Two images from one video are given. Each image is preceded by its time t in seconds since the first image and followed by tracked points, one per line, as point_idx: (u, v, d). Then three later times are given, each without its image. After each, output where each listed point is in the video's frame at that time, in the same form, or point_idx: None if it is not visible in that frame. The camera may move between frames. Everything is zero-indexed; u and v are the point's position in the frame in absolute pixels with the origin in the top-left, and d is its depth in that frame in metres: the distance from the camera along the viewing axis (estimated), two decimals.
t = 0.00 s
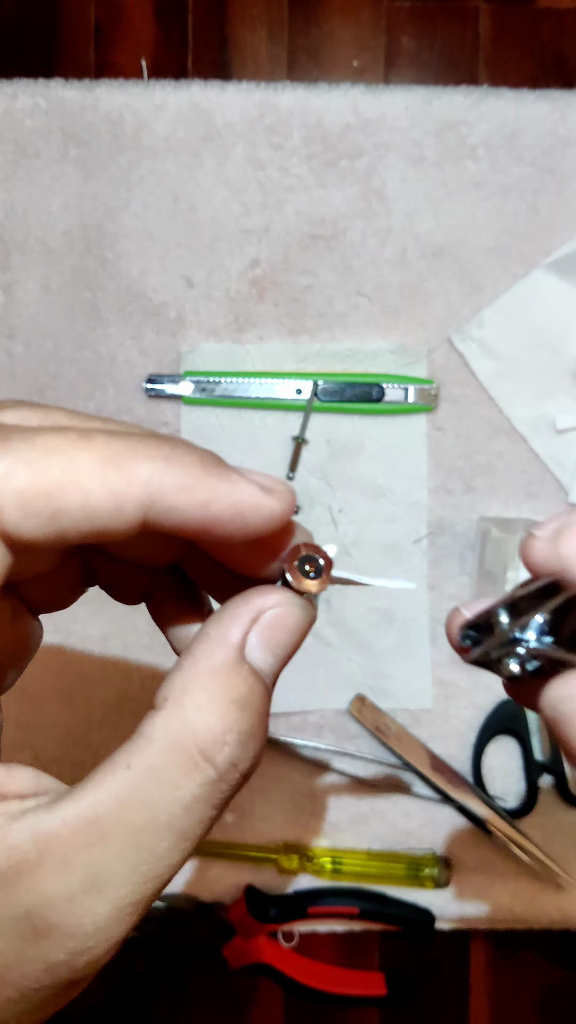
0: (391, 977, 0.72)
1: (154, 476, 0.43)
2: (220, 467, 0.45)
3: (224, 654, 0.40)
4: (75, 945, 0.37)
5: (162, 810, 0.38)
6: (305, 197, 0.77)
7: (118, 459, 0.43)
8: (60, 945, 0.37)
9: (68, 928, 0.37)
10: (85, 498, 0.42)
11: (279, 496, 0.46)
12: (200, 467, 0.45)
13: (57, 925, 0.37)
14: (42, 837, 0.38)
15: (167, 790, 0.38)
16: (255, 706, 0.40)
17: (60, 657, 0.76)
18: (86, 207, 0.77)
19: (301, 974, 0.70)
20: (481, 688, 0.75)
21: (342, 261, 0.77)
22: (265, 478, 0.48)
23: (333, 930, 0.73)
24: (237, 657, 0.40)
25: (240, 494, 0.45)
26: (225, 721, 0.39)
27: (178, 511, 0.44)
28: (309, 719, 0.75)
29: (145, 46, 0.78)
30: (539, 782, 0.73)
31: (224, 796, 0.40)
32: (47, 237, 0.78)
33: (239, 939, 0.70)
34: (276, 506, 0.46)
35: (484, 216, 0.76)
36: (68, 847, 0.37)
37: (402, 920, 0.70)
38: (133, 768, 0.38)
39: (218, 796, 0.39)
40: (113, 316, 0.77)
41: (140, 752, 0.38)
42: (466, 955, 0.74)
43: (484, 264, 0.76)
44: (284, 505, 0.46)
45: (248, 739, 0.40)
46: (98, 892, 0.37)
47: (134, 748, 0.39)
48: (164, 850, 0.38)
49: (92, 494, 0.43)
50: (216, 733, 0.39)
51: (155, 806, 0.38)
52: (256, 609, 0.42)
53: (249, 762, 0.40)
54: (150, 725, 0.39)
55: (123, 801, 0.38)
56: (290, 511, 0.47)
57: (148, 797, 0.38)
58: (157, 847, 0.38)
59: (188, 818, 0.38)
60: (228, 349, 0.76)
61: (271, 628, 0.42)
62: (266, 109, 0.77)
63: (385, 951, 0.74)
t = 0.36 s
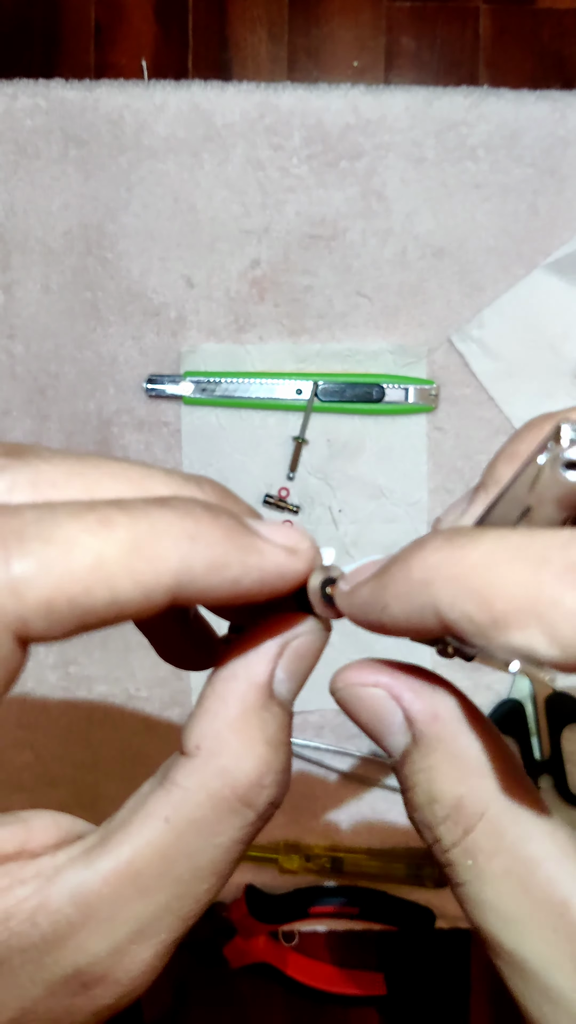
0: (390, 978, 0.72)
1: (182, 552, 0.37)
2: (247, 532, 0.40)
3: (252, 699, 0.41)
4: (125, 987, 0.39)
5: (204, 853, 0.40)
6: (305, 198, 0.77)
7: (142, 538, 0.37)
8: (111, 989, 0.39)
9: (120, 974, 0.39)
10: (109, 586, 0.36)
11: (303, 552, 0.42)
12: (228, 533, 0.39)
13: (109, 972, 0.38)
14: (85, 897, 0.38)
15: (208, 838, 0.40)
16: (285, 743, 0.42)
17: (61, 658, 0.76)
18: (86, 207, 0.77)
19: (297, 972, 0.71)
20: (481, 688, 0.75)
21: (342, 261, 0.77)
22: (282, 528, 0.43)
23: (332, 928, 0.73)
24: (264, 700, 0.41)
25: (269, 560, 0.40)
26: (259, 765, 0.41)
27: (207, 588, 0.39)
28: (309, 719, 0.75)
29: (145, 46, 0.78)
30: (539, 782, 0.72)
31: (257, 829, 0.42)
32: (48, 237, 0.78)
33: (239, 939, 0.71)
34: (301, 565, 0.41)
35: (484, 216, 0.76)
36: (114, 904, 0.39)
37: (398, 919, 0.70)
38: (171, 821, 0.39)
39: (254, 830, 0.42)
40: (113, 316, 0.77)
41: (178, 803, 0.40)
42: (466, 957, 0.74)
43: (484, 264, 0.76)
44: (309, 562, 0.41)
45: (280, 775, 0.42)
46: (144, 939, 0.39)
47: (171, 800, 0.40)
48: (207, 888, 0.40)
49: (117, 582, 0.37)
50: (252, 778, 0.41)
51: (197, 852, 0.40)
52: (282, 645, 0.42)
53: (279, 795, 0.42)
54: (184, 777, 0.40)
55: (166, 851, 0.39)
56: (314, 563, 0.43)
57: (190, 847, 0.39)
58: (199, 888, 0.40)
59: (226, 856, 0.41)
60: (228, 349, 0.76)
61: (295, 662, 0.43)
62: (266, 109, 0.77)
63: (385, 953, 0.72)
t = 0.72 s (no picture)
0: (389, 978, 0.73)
1: (78, 433, 0.41)
2: (145, 417, 0.43)
3: (159, 591, 0.39)
4: (66, 895, 0.38)
5: (129, 752, 0.38)
6: (305, 198, 0.77)
7: (37, 421, 0.41)
8: (52, 896, 0.38)
9: (58, 878, 0.38)
10: (9, 467, 0.40)
11: (206, 437, 0.44)
12: (123, 419, 0.42)
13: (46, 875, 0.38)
14: (18, 803, 0.38)
15: (129, 735, 0.38)
16: (202, 636, 0.39)
17: (57, 654, 0.76)
18: (86, 207, 0.77)
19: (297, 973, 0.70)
20: (481, 688, 0.75)
21: (342, 261, 0.77)
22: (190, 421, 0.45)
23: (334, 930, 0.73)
24: (172, 592, 0.39)
25: (169, 441, 0.42)
26: (172, 657, 0.38)
27: (106, 467, 0.42)
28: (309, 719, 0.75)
29: (145, 46, 0.78)
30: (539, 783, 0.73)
31: (186, 729, 0.39)
32: (48, 237, 0.78)
33: (238, 939, 0.71)
34: (204, 449, 0.43)
35: (483, 217, 0.76)
36: (43, 806, 0.38)
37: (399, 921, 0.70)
38: (90, 719, 0.38)
39: (182, 729, 0.39)
40: (113, 316, 0.77)
41: (95, 701, 0.38)
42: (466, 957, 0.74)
43: (484, 265, 0.76)
44: (211, 444, 0.44)
45: (201, 668, 0.39)
46: (79, 842, 0.38)
47: (88, 697, 0.38)
48: (136, 791, 0.38)
49: (16, 463, 0.40)
50: (165, 668, 0.38)
51: (120, 750, 0.38)
52: (183, 542, 0.41)
53: (207, 694, 0.39)
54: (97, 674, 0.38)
55: (87, 749, 0.38)
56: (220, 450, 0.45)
57: (111, 746, 0.38)
58: (127, 789, 0.38)
59: (155, 758, 0.38)
60: (228, 349, 0.76)
61: (203, 558, 0.41)
62: (266, 109, 0.77)
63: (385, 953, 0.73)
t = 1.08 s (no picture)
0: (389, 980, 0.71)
1: (58, 414, 0.41)
2: (131, 401, 0.43)
3: (131, 578, 0.38)
4: (38, 887, 0.39)
5: (98, 744, 0.37)
6: (305, 197, 0.77)
7: (18, 401, 0.41)
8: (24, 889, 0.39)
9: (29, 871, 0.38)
10: None
11: (194, 424, 0.43)
12: (107, 401, 0.42)
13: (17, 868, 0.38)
14: None
15: (97, 725, 0.37)
16: (176, 627, 0.38)
17: (59, 653, 0.76)
18: (86, 206, 0.77)
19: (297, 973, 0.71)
20: (481, 688, 0.75)
21: (342, 261, 0.77)
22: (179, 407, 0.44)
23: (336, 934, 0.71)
24: (147, 580, 0.38)
25: (153, 424, 0.42)
26: (142, 646, 0.37)
27: (89, 449, 0.42)
28: (309, 719, 0.75)
29: (145, 46, 0.78)
30: (539, 782, 0.73)
31: (160, 721, 0.38)
32: (47, 236, 0.78)
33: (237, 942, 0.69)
34: (190, 436, 0.43)
35: (483, 216, 0.76)
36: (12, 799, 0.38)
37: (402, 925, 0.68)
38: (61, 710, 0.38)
39: (155, 720, 0.38)
40: (113, 316, 0.77)
41: (65, 690, 0.38)
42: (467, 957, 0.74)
43: (484, 264, 0.76)
44: (197, 431, 0.43)
45: (172, 657, 0.38)
46: (48, 833, 0.38)
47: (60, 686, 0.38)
48: (107, 784, 0.38)
49: None
50: (135, 657, 0.37)
51: (90, 742, 0.37)
52: (165, 531, 0.39)
53: (181, 683, 0.38)
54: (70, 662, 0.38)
55: (56, 743, 0.38)
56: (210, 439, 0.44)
57: (78, 736, 0.37)
58: (96, 782, 0.38)
59: (125, 749, 0.38)
60: (227, 348, 0.76)
61: (186, 548, 0.39)
62: (266, 109, 0.77)
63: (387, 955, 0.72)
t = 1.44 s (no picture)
0: (390, 977, 0.71)
1: (95, 430, 0.41)
2: (168, 415, 0.43)
3: (158, 590, 0.38)
4: (63, 904, 0.38)
5: (122, 756, 0.37)
6: (305, 198, 0.77)
7: (55, 415, 0.41)
8: (49, 905, 0.38)
9: (53, 887, 0.38)
10: (27, 463, 0.41)
11: (231, 437, 0.42)
12: (143, 415, 0.42)
13: (41, 885, 0.38)
14: (11, 806, 0.38)
15: (121, 736, 0.37)
16: (200, 636, 0.38)
17: (61, 654, 0.76)
18: (86, 207, 0.77)
19: (298, 974, 0.70)
20: (481, 687, 0.75)
21: (342, 261, 0.77)
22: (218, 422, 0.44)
23: (333, 930, 0.74)
24: (173, 593, 0.38)
25: (190, 438, 0.42)
26: (167, 658, 0.37)
27: (127, 465, 0.42)
28: (310, 719, 0.75)
29: (146, 46, 0.78)
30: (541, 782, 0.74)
31: (183, 732, 0.38)
32: (48, 237, 0.78)
33: (238, 940, 0.71)
34: (226, 451, 0.41)
35: (483, 216, 0.76)
36: (37, 812, 0.37)
37: (402, 920, 0.70)
38: (84, 721, 0.38)
39: (177, 729, 0.38)
40: (113, 316, 0.77)
41: (89, 701, 0.38)
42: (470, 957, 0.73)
43: (484, 264, 0.76)
44: (235, 447, 0.42)
45: (194, 669, 0.38)
46: (73, 848, 0.37)
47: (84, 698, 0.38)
48: (131, 796, 0.38)
49: (34, 457, 0.41)
50: (160, 669, 0.37)
51: (114, 754, 0.37)
52: (193, 544, 0.39)
53: (202, 696, 0.39)
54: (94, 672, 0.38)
55: (81, 755, 0.37)
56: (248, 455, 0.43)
57: (104, 747, 0.37)
58: (121, 795, 0.37)
59: (149, 762, 0.38)
60: (228, 348, 0.76)
61: (212, 561, 0.38)
62: (266, 109, 0.77)
63: (386, 951, 0.73)
